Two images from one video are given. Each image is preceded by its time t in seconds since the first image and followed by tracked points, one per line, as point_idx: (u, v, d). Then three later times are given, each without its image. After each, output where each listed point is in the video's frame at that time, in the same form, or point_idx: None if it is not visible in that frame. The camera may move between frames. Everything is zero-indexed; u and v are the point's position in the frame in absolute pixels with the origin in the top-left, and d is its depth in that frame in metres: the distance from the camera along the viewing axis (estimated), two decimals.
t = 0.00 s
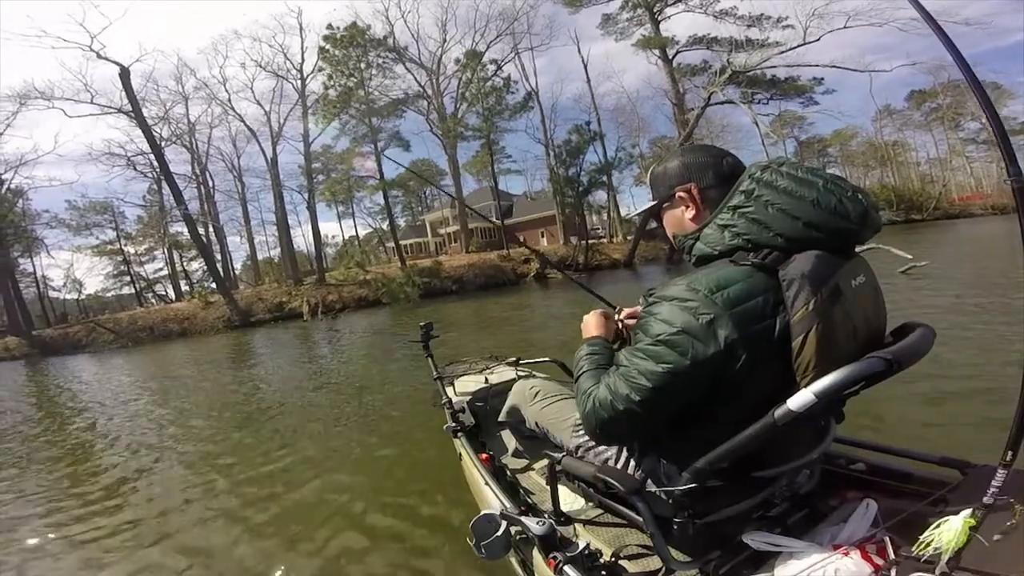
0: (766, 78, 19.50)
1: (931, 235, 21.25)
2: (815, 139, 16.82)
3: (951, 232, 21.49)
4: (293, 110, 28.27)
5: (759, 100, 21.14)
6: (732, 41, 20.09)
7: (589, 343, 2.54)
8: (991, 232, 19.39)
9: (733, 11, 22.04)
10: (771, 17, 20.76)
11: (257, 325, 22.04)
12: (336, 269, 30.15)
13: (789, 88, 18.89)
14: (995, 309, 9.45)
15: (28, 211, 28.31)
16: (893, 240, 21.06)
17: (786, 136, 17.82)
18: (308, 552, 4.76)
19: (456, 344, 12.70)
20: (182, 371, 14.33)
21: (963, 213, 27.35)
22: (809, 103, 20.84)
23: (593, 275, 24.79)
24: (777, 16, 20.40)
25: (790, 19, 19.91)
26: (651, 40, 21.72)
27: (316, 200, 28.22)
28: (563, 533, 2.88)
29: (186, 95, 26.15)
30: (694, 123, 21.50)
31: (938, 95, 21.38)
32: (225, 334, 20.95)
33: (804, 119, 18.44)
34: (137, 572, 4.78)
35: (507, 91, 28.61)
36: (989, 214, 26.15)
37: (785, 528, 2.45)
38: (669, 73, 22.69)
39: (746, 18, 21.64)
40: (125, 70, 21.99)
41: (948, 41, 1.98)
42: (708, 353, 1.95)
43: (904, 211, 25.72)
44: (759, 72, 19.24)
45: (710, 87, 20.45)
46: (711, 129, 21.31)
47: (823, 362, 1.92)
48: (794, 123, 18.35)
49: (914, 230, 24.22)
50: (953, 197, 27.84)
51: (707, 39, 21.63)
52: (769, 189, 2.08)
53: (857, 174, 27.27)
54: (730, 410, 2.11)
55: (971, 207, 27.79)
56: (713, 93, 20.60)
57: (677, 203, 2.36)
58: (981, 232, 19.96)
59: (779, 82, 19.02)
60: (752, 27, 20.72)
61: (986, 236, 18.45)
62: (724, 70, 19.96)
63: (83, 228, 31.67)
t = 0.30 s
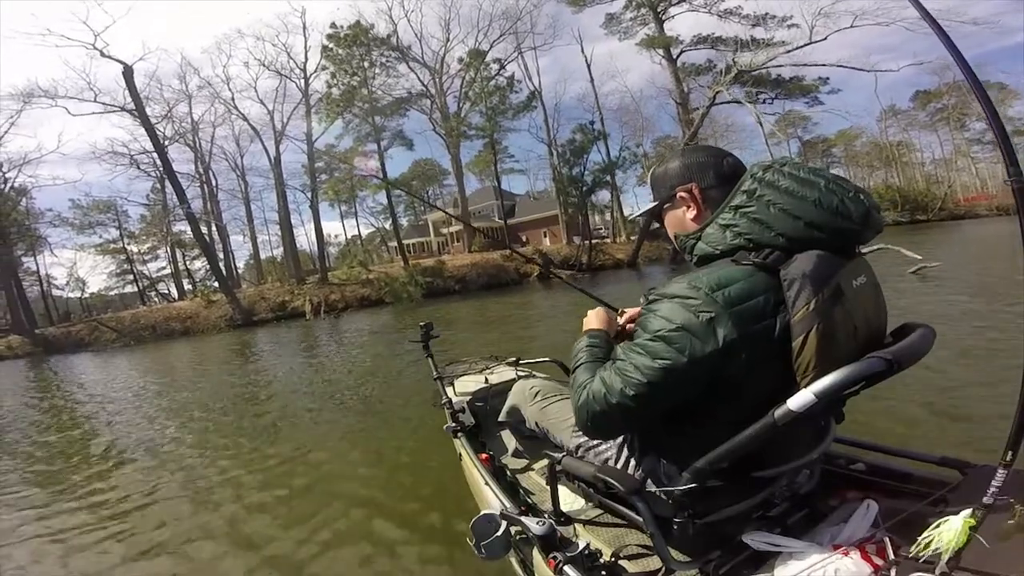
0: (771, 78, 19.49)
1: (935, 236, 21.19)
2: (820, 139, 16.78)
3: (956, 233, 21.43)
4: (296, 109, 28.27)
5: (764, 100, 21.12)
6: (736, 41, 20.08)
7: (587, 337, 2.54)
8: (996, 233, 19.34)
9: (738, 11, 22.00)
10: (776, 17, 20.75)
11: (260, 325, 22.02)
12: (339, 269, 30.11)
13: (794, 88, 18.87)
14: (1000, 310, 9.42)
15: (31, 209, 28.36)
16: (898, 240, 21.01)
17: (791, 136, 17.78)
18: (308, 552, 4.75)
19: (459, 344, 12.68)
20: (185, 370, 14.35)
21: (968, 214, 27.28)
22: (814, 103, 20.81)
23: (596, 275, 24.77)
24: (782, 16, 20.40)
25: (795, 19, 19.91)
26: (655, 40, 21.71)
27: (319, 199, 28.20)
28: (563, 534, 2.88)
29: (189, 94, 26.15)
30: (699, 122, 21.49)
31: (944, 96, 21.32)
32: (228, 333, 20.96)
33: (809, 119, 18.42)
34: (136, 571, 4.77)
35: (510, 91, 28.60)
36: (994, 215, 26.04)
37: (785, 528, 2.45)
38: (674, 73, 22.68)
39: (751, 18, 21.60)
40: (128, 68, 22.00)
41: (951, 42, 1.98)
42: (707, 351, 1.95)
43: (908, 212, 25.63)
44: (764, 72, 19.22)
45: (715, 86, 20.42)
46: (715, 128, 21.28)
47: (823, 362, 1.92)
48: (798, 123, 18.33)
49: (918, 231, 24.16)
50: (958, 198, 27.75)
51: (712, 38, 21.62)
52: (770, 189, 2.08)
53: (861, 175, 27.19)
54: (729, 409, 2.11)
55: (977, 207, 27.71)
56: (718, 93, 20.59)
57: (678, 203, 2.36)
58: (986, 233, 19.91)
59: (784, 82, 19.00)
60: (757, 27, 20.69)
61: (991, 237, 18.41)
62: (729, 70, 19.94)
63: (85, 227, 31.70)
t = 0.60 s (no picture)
0: (776, 77, 19.43)
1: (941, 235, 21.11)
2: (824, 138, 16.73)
3: (962, 233, 21.34)
4: (300, 109, 28.31)
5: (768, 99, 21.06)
6: (741, 39, 20.04)
7: (588, 339, 2.54)
8: (1002, 232, 19.25)
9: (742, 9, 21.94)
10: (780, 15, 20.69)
11: (264, 324, 22.07)
12: (342, 269, 30.15)
13: (799, 87, 18.82)
14: (1005, 310, 9.38)
15: (35, 209, 28.44)
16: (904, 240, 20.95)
17: (795, 135, 17.73)
18: (307, 553, 4.75)
19: (462, 344, 12.67)
20: (189, 369, 14.38)
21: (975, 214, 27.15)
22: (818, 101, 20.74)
23: (599, 274, 24.76)
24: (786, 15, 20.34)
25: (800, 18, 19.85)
26: (658, 38, 21.67)
27: (322, 199, 28.25)
28: (563, 534, 2.88)
29: (193, 93, 26.22)
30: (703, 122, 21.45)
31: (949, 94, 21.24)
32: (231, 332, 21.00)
33: (813, 118, 18.37)
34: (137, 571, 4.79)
35: (514, 90, 28.60)
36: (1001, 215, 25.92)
37: (785, 528, 2.44)
38: (677, 72, 22.64)
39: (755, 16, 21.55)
40: (132, 67, 22.05)
41: (949, 41, 1.97)
42: (707, 352, 1.95)
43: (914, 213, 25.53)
44: (769, 71, 19.17)
45: (720, 85, 20.37)
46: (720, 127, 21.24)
47: (823, 362, 1.91)
48: (802, 123, 18.29)
49: (924, 231, 24.05)
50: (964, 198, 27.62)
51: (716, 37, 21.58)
52: (769, 189, 2.08)
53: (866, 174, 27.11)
54: (728, 409, 2.11)
55: (983, 208, 27.59)
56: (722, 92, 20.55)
57: (675, 206, 2.36)
58: (992, 232, 19.83)
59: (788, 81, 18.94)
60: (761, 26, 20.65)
61: (997, 236, 18.34)
62: (734, 69, 19.89)
63: (90, 226, 31.80)
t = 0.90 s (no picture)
0: (781, 77, 19.38)
1: (947, 237, 21.09)
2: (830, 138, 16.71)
3: (968, 234, 21.27)
4: (304, 108, 28.30)
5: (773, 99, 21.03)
6: (746, 39, 20.00)
7: (588, 337, 2.54)
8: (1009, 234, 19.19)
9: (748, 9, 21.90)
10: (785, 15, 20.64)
11: (267, 323, 22.08)
12: (346, 268, 30.12)
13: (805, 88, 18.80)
14: (1011, 312, 9.36)
15: (40, 207, 28.48)
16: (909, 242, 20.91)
17: (801, 136, 17.70)
18: (306, 553, 4.74)
19: (465, 344, 12.66)
20: (194, 368, 14.40)
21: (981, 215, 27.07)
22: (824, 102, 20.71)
23: (603, 275, 24.75)
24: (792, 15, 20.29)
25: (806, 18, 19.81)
26: (664, 38, 21.66)
27: (326, 198, 28.25)
28: (563, 534, 2.88)
29: (198, 92, 26.24)
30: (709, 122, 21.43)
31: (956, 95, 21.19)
32: (235, 332, 21.01)
33: (818, 118, 18.34)
34: (136, 570, 4.78)
35: (518, 89, 28.61)
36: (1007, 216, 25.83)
37: (785, 528, 2.44)
38: (682, 71, 22.62)
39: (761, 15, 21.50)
40: (137, 66, 22.05)
41: (950, 41, 1.97)
42: (706, 349, 1.95)
43: (918, 214, 25.43)
44: (774, 71, 19.14)
45: (726, 85, 20.36)
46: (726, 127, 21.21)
47: (822, 362, 1.92)
48: (808, 123, 18.26)
49: (929, 232, 23.99)
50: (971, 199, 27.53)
51: (722, 37, 21.55)
52: (769, 189, 2.08)
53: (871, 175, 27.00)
54: (727, 406, 2.11)
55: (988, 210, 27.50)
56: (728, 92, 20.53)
57: (674, 207, 2.36)
58: (997, 234, 19.79)
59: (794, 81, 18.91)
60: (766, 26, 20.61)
61: (1003, 238, 18.30)
62: (740, 69, 19.85)
63: (94, 225, 31.85)
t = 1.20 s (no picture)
0: (786, 76, 19.34)
1: (951, 237, 21.05)
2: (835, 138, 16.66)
3: (973, 235, 21.20)
4: (307, 108, 28.29)
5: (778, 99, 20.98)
6: (750, 39, 19.96)
7: (590, 341, 2.54)
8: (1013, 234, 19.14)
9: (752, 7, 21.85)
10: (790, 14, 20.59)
11: (270, 323, 22.06)
12: (348, 268, 30.09)
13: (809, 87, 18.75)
14: (1015, 313, 9.33)
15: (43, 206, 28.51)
16: (913, 242, 20.87)
17: (805, 136, 17.65)
18: (306, 552, 4.74)
19: (468, 344, 12.63)
20: (197, 367, 14.41)
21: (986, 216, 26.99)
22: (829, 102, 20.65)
23: (606, 274, 24.73)
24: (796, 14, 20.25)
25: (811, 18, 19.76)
26: (668, 38, 21.62)
27: (329, 198, 28.22)
28: (563, 534, 2.88)
29: (201, 91, 26.24)
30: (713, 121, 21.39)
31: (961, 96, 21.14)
32: (237, 331, 21.02)
33: (823, 118, 18.30)
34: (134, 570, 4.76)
35: (521, 88, 28.59)
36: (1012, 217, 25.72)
37: (785, 528, 2.44)
38: (687, 70, 22.57)
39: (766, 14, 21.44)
40: (139, 65, 22.02)
41: (950, 41, 1.97)
42: (708, 350, 1.94)
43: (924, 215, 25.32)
44: (778, 71, 19.09)
45: (730, 84, 20.31)
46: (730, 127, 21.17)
47: (823, 362, 1.91)
48: (812, 123, 18.23)
49: (933, 232, 23.92)
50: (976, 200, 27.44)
51: (726, 36, 21.50)
52: (770, 188, 2.07)
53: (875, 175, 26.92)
54: (726, 407, 2.11)
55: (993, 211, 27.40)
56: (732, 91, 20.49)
57: (674, 207, 2.36)
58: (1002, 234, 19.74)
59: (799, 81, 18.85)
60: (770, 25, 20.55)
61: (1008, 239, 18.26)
62: (745, 69, 19.79)
63: (97, 224, 31.87)
